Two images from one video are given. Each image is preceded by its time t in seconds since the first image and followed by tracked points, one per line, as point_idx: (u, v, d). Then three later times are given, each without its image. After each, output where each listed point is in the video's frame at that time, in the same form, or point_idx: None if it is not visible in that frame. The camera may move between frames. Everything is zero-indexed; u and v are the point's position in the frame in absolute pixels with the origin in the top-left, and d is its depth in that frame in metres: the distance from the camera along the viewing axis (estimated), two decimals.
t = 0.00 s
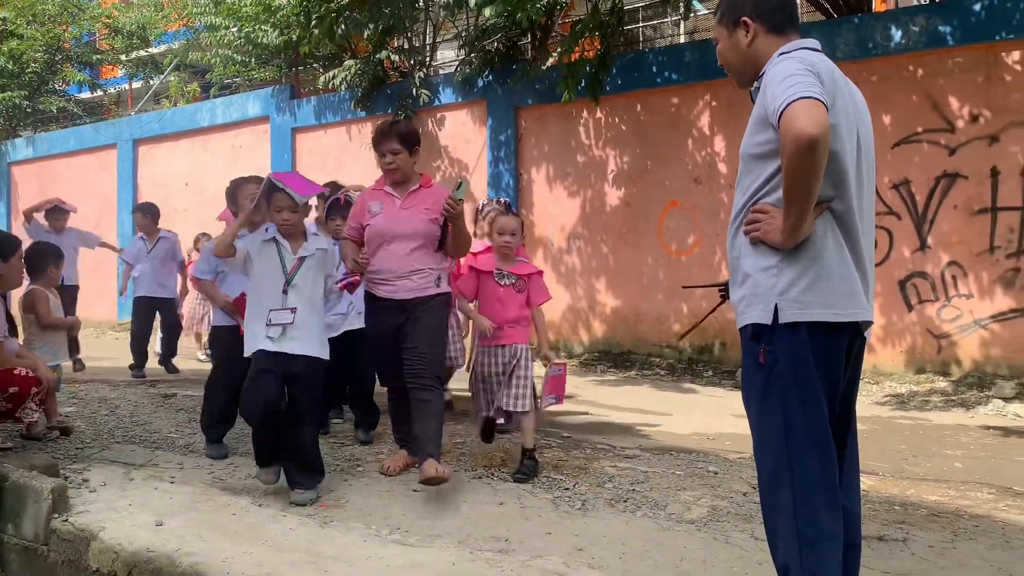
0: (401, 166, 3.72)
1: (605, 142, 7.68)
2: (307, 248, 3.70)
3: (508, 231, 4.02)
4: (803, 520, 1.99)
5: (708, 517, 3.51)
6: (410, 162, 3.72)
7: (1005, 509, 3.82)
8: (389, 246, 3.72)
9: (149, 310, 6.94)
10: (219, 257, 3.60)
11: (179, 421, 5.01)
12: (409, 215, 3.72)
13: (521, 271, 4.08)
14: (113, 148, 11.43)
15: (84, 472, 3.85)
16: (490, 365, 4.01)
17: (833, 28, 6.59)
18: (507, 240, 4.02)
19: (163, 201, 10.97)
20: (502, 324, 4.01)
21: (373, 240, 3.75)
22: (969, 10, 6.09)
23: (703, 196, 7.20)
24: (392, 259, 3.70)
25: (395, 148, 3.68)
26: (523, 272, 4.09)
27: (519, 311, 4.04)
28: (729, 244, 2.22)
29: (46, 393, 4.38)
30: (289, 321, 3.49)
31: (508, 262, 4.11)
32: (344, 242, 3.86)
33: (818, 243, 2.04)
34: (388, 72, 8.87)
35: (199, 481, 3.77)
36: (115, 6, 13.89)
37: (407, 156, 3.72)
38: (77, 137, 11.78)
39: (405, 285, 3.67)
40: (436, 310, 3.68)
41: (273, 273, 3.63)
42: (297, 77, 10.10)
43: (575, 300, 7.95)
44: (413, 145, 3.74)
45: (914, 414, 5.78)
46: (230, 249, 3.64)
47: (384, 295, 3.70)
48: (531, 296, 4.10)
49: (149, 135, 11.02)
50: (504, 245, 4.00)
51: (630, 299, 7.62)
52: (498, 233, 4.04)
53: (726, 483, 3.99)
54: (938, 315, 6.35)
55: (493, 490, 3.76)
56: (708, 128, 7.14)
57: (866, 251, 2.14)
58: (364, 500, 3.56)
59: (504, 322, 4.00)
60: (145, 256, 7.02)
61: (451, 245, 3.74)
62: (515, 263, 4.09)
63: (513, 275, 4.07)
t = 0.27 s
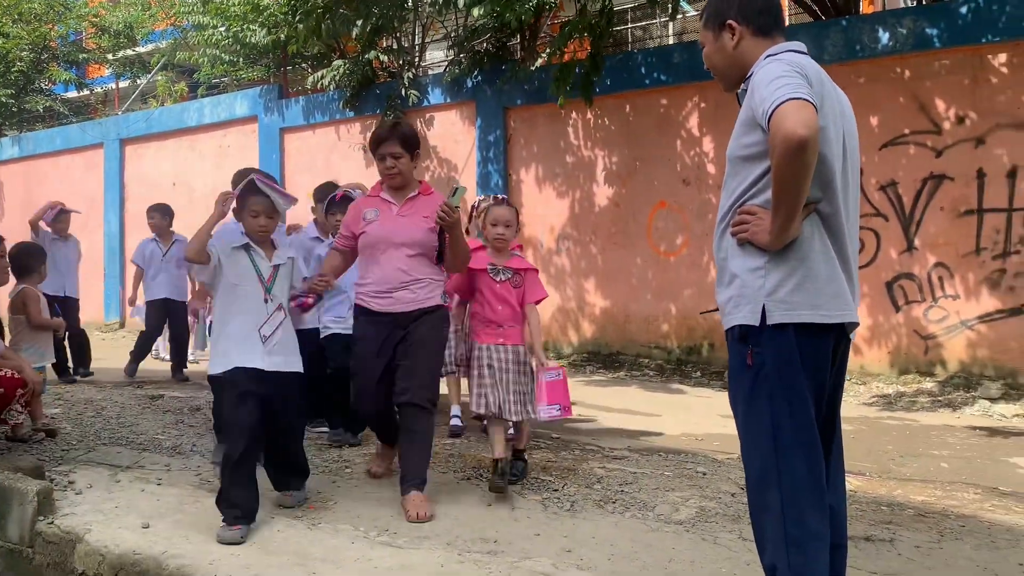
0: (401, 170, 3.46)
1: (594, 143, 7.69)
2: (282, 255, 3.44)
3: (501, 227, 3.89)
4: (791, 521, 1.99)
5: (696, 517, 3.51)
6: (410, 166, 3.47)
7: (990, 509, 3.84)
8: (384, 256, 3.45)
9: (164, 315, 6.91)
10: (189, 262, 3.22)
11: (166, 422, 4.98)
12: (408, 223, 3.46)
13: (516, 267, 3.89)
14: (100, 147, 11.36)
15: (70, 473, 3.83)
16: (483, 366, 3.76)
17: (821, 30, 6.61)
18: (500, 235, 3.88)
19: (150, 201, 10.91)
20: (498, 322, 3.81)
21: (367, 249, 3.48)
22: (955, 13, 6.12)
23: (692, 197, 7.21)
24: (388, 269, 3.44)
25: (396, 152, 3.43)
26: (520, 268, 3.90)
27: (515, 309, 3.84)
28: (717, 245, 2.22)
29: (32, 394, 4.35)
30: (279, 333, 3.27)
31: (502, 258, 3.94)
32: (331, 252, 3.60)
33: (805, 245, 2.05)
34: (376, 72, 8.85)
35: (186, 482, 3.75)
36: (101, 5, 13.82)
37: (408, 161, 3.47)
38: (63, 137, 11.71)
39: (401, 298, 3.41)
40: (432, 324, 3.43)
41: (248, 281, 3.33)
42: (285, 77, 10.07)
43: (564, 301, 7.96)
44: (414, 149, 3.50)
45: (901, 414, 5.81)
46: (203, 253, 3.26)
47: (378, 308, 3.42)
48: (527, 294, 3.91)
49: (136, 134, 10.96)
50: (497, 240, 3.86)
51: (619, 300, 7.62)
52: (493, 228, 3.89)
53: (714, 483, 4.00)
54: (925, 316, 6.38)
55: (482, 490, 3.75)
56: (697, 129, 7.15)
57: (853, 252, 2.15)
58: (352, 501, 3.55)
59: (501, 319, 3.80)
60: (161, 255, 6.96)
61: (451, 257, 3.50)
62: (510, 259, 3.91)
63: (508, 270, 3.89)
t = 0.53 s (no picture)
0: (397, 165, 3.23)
1: (589, 146, 7.70)
2: (252, 246, 3.25)
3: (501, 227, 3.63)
4: (784, 523, 1.99)
5: (689, 520, 3.51)
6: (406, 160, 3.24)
7: (983, 513, 3.85)
8: (378, 256, 3.22)
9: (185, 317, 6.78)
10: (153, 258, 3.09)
11: (158, 423, 4.97)
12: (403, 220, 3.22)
13: (519, 271, 3.65)
14: (94, 148, 11.34)
15: (62, 474, 3.81)
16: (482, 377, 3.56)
17: (815, 34, 6.63)
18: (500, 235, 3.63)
19: (144, 202, 10.89)
20: (499, 328, 3.59)
21: (359, 248, 3.24)
22: (950, 18, 6.14)
23: (686, 201, 7.22)
24: (381, 270, 3.20)
25: (391, 144, 3.20)
26: (522, 272, 3.66)
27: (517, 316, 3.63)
28: (710, 247, 2.22)
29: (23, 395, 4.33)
30: (252, 332, 3.12)
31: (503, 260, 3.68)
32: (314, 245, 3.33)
33: (797, 247, 2.05)
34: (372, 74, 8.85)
35: (178, 483, 3.74)
36: (96, 5, 13.78)
37: (405, 155, 3.24)
38: (57, 137, 11.68)
39: (396, 300, 3.18)
40: (433, 331, 3.25)
41: (217, 279, 3.18)
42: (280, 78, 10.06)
43: (558, 303, 7.96)
44: (411, 142, 3.26)
45: (894, 418, 5.82)
46: (168, 250, 3.12)
47: (371, 312, 3.18)
48: (528, 298, 3.70)
49: (130, 135, 10.94)
50: (495, 243, 3.62)
51: (613, 303, 7.63)
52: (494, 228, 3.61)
53: (708, 486, 4.00)
54: (918, 320, 6.40)
55: (475, 493, 3.74)
56: (692, 133, 7.17)
57: (845, 256, 2.16)
58: (345, 503, 3.54)
59: (503, 326, 3.58)
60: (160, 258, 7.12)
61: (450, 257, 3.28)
62: (512, 261, 3.66)
63: (511, 274, 3.64)
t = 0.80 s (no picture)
0: (383, 167, 2.99)
1: (590, 150, 7.70)
2: (225, 249, 2.94)
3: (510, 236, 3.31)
4: (783, 525, 1.99)
5: (689, 524, 3.51)
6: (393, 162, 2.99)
7: (983, 517, 3.85)
8: (360, 265, 2.98)
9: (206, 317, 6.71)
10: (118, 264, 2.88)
11: (158, 426, 4.97)
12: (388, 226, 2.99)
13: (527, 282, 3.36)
14: (95, 150, 11.36)
15: (62, 476, 3.82)
16: (486, 393, 3.31)
17: (816, 39, 6.64)
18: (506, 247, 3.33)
19: (144, 204, 10.90)
20: (505, 343, 3.30)
21: (340, 255, 3.01)
22: (949, 23, 6.15)
23: (687, 204, 7.23)
24: (363, 279, 2.97)
25: (376, 145, 2.96)
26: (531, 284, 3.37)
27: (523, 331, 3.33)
28: (709, 251, 2.23)
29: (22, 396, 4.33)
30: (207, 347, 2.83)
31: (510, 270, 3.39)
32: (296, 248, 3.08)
33: (795, 251, 2.06)
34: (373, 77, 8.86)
35: (178, 486, 3.74)
36: (98, 8, 13.80)
37: (392, 155, 3.01)
38: (58, 139, 11.70)
39: (378, 314, 2.95)
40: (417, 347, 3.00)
41: (184, 286, 2.94)
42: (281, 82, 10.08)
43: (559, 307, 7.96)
44: (399, 142, 3.03)
45: (894, 422, 5.82)
46: (133, 256, 2.89)
47: (351, 326, 2.96)
48: (539, 311, 3.38)
49: (131, 138, 10.96)
50: (501, 251, 3.32)
51: (613, 306, 7.63)
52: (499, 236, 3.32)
53: (707, 490, 4.01)
54: (918, 324, 6.40)
55: (476, 496, 3.74)
56: (692, 137, 7.17)
57: (844, 259, 2.16)
58: (345, 506, 3.54)
59: (508, 339, 3.29)
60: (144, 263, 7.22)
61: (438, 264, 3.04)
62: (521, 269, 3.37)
63: (518, 284, 3.35)
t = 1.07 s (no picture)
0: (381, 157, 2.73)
1: (594, 152, 7.71)
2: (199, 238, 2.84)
3: (524, 233, 3.27)
4: (787, 528, 1.99)
5: (693, 527, 3.51)
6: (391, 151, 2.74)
7: (988, 521, 3.84)
8: (351, 262, 2.73)
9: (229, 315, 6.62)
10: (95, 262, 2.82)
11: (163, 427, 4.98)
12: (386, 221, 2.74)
13: (545, 283, 3.30)
14: (100, 152, 11.39)
15: (68, 478, 3.83)
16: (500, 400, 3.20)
17: (821, 41, 6.63)
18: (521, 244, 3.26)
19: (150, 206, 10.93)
20: (523, 349, 3.24)
21: (330, 250, 2.75)
22: (955, 25, 6.14)
23: (692, 207, 7.23)
24: (355, 278, 2.72)
25: (374, 134, 2.69)
26: (548, 285, 3.31)
27: (541, 334, 3.27)
28: (712, 255, 2.23)
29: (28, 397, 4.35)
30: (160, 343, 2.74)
31: (526, 271, 3.34)
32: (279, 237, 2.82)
33: (800, 255, 2.06)
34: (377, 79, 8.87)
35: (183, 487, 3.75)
36: (104, 10, 13.85)
37: (391, 144, 2.74)
38: (64, 141, 11.74)
39: (367, 316, 2.71)
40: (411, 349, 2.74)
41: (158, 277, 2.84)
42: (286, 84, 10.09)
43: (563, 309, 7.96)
44: (400, 130, 2.75)
45: (899, 425, 5.81)
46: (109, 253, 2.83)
47: (339, 327, 2.74)
48: (556, 315, 3.32)
49: (137, 139, 10.99)
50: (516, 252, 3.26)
51: (618, 308, 7.63)
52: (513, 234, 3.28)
53: (712, 493, 4.00)
54: (924, 327, 6.39)
55: (480, 499, 3.74)
56: (697, 139, 7.17)
57: (847, 264, 2.16)
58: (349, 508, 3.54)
59: (527, 346, 3.23)
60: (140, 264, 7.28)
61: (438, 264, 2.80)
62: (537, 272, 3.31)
63: (535, 286, 3.29)
